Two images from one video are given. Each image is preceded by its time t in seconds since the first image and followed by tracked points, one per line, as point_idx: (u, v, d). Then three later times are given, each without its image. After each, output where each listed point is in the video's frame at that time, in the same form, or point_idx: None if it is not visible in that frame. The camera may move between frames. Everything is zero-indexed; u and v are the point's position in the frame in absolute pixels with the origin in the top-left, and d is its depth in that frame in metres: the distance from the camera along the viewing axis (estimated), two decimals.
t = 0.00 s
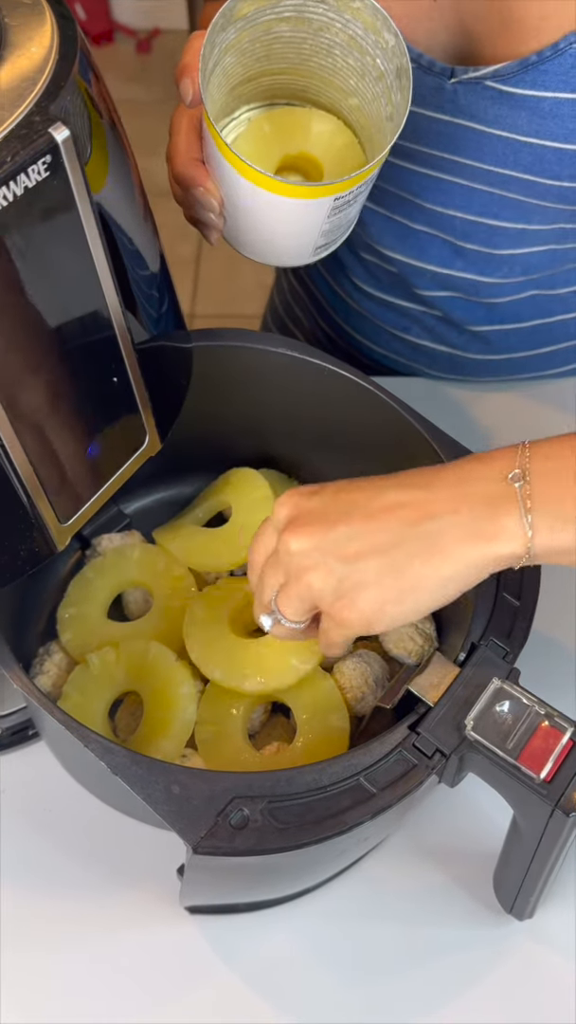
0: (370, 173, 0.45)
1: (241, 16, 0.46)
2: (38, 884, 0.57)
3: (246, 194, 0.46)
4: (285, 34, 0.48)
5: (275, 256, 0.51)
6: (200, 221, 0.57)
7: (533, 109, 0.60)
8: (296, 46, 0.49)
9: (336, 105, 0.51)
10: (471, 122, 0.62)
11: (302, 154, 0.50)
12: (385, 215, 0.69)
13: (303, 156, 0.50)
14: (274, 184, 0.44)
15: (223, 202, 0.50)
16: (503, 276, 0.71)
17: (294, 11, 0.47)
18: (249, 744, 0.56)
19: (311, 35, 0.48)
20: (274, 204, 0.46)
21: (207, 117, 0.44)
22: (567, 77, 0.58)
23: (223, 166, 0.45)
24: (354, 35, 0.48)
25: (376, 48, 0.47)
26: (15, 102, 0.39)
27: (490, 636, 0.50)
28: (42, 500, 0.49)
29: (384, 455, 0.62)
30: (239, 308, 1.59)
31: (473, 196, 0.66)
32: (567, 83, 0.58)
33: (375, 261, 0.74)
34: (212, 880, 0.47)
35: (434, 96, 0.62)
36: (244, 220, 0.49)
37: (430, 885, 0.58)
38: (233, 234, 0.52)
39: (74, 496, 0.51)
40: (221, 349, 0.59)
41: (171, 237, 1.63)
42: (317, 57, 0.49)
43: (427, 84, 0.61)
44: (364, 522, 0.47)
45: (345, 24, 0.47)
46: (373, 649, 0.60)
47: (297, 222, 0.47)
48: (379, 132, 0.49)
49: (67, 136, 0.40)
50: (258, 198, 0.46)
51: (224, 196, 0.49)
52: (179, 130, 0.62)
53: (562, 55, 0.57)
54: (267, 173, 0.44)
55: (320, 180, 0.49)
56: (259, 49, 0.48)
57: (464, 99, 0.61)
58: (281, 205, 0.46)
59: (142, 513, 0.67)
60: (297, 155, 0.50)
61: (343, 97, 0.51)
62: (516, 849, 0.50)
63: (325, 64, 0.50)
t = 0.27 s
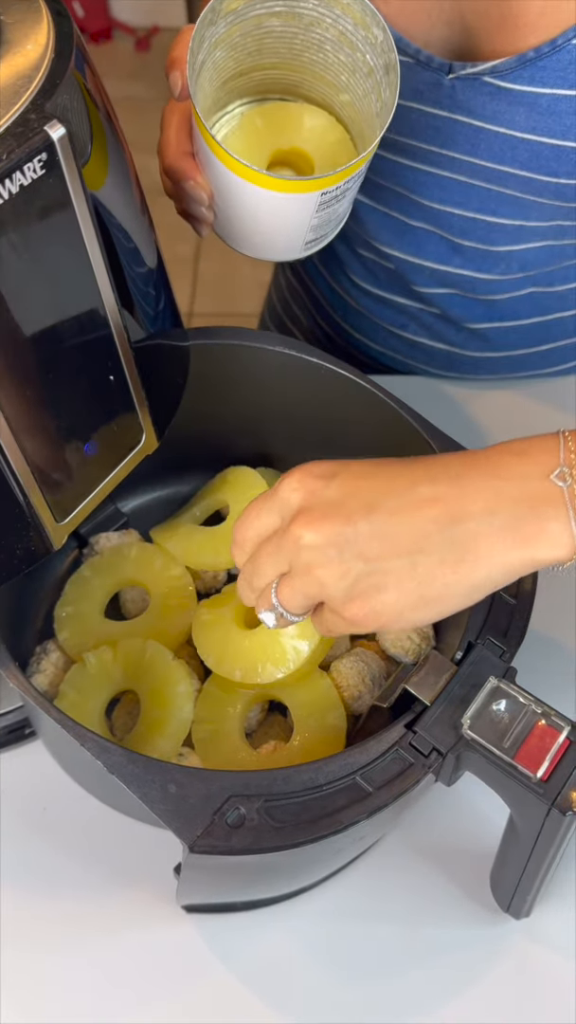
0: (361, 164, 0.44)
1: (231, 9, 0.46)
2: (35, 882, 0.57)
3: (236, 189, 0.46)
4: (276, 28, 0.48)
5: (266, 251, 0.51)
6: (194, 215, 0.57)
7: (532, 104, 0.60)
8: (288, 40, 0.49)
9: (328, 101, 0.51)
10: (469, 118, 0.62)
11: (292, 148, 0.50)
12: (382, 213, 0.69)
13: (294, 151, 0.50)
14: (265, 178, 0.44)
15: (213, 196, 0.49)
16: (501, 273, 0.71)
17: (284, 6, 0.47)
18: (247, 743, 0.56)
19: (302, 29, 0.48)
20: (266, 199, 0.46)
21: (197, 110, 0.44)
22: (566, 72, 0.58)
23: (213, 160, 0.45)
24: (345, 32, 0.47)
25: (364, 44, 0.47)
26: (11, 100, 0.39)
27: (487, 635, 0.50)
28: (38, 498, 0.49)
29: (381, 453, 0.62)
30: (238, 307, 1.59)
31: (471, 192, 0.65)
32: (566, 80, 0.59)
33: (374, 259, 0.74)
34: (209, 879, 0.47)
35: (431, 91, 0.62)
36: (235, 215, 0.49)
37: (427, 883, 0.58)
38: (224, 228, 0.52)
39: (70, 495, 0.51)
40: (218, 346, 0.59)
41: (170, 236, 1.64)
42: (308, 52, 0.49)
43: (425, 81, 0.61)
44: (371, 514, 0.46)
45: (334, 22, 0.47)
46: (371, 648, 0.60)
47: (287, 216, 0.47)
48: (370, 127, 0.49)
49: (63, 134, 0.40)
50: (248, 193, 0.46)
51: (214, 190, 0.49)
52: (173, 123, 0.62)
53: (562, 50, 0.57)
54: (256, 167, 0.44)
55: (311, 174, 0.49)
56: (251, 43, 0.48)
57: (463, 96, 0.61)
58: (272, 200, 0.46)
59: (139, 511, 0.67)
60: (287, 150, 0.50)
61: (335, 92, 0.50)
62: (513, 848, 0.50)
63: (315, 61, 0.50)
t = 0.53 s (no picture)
0: (362, 154, 0.44)
1: None
2: (35, 882, 0.56)
3: (239, 180, 0.46)
4: (277, 17, 0.48)
5: (267, 243, 0.51)
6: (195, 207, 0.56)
7: (539, 96, 0.60)
8: (289, 30, 0.49)
9: (329, 91, 0.51)
10: (475, 109, 0.62)
11: (291, 139, 0.50)
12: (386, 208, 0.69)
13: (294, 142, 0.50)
14: (270, 169, 0.44)
15: (214, 187, 0.49)
16: (503, 269, 0.70)
17: None
18: (248, 743, 0.56)
19: (304, 18, 0.48)
20: (270, 189, 0.45)
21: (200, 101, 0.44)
22: (573, 65, 0.58)
23: (216, 151, 0.45)
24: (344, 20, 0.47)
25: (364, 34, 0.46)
26: (10, 94, 0.38)
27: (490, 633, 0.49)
28: (38, 497, 0.49)
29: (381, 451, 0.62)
30: (238, 304, 1.59)
31: (476, 185, 0.65)
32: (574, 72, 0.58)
33: (375, 255, 0.74)
34: (210, 879, 0.47)
35: (436, 81, 0.61)
36: (237, 206, 0.49)
37: (430, 882, 0.58)
38: (224, 220, 0.52)
39: (71, 493, 0.51)
40: (219, 344, 0.59)
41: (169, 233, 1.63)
42: (309, 42, 0.49)
43: (431, 74, 0.61)
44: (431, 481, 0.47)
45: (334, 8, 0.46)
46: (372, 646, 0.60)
47: (290, 207, 0.47)
48: (370, 118, 0.49)
49: (63, 129, 0.39)
50: (250, 183, 0.45)
51: (215, 182, 0.48)
52: (172, 115, 0.61)
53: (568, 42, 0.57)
54: (261, 157, 0.43)
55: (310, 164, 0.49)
56: (252, 33, 0.48)
57: (469, 88, 0.61)
58: (276, 191, 0.45)
59: (139, 508, 0.67)
60: (287, 142, 0.50)
61: (337, 83, 0.50)
62: (515, 847, 0.49)
63: (316, 49, 0.49)
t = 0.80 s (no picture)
0: (371, 152, 0.44)
1: None
2: (34, 880, 0.57)
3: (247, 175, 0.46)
4: (286, 16, 0.48)
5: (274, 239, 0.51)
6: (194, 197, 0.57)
7: (543, 98, 0.60)
8: (296, 28, 0.49)
9: (336, 89, 0.51)
10: (479, 111, 0.61)
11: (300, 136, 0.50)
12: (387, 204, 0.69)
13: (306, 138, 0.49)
14: (276, 164, 0.43)
15: (221, 185, 0.49)
16: (504, 270, 0.70)
17: None
18: (247, 742, 0.56)
19: (311, 15, 0.48)
20: (274, 186, 0.45)
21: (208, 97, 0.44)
22: None
23: (223, 146, 0.45)
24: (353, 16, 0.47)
25: (373, 30, 0.47)
26: (8, 93, 0.38)
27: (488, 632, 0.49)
28: (36, 497, 0.49)
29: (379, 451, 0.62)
30: (237, 303, 1.59)
31: (478, 184, 0.65)
32: None
33: (374, 253, 0.74)
34: (207, 877, 0.47)
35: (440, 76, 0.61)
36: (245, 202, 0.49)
37: (428, 881, 0.58)
38: (233, 217, 0.52)
39: (69, 492, 0.51)
40: (218, 342, 0.59)
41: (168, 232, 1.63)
42: (317, 39, 0.49)
43: (436, 74, 0.61)
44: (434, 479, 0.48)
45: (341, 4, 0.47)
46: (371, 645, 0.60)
47: (294, 204, 0.47)
48: (379, 115, 0.49)
49: (61, 129, 0.39)
50: (256, 179, 0.45)
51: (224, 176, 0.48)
52: (179, 110, 0.61)
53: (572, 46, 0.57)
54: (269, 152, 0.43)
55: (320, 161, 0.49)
56: (261, 31, 0.48)
57: (472, 89, 0.61)
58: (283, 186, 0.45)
59: (138, 507, 0.67)
60: (296, 139, 0.49)
61: (344, 80, 0.50)
62: (513, 846, 0.49)
63: (324, 46, 0.49)
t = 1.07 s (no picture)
0: (363, 126, 0.44)
1: None
2: (34, 880, 0.56)
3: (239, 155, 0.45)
4: None
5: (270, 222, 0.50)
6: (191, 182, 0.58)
7: (542, 96, 0.60)
8: (289, 10, 0.48)
9: (330, 74, 0.51)
10: (478, 108, 0.61)
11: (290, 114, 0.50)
12: (388, 202, 0.69)
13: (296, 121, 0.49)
14: (271, 141, 0.43)
15: (216, 169, 0.49)
16: (504, 266, 0.70)
17: None
18: (246, 742, 0.56)
19: None
20: (269, 165, 0.45)
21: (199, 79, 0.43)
22: None
23: (216, 127, 0.45)
24: None
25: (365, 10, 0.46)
26: (6, 91, 0.38)
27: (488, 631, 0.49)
28: (35, 496, 0.49)
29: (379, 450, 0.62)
30: (236, 302, 1.58)
31: (479, 181, 0.65)
32: None
33: (374, 252, 0.74)
34: (207, 877, 0.47)
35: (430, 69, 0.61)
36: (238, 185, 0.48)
37: (428, 881, 0.58)
38: (225, 202, 0.51)
39: (68, 491, 0.51)
40: (217, 341, 0.59)
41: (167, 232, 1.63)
42: (310, 21, 0.49)
43: (434, 68, 0.60)
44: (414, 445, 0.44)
45: None
46: (371, 645, 0.60)
47: (290, 183, 0.46)
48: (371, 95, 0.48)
49: (59, 127, 0.39)
50: (250, 159, 0.45)
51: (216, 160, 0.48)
52: (171, 92, 0.61)
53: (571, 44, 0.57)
54: (262, 129, 0.43)
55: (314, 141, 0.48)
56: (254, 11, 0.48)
57: (470, 85, 0.60)
58: (277, 165, 0.45)
59: (137, 506, 0.67)
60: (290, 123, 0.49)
61: (338, 63, 0.50)
62: (513, 845, 0.49)
63: (317, 27, 0.49)
